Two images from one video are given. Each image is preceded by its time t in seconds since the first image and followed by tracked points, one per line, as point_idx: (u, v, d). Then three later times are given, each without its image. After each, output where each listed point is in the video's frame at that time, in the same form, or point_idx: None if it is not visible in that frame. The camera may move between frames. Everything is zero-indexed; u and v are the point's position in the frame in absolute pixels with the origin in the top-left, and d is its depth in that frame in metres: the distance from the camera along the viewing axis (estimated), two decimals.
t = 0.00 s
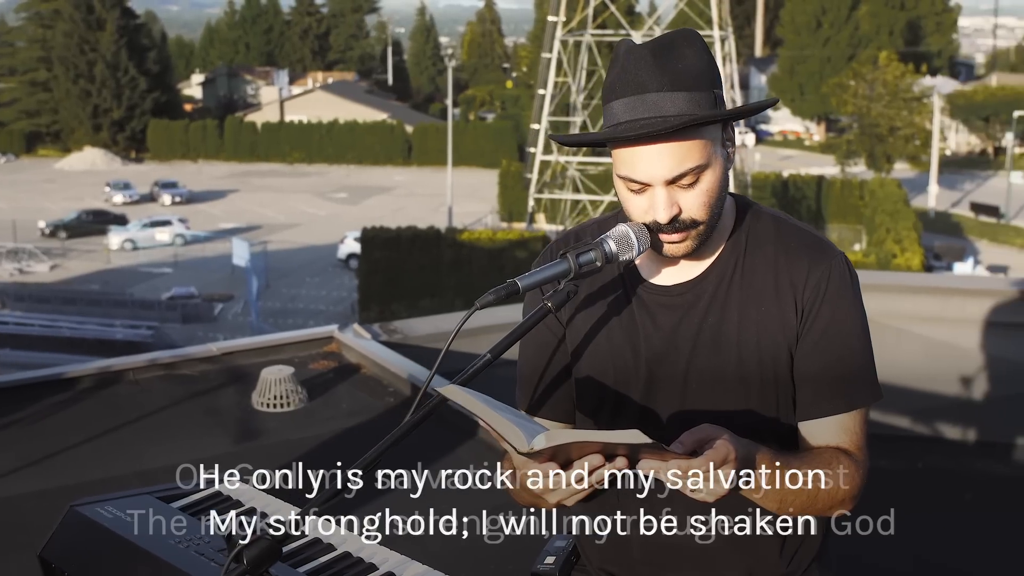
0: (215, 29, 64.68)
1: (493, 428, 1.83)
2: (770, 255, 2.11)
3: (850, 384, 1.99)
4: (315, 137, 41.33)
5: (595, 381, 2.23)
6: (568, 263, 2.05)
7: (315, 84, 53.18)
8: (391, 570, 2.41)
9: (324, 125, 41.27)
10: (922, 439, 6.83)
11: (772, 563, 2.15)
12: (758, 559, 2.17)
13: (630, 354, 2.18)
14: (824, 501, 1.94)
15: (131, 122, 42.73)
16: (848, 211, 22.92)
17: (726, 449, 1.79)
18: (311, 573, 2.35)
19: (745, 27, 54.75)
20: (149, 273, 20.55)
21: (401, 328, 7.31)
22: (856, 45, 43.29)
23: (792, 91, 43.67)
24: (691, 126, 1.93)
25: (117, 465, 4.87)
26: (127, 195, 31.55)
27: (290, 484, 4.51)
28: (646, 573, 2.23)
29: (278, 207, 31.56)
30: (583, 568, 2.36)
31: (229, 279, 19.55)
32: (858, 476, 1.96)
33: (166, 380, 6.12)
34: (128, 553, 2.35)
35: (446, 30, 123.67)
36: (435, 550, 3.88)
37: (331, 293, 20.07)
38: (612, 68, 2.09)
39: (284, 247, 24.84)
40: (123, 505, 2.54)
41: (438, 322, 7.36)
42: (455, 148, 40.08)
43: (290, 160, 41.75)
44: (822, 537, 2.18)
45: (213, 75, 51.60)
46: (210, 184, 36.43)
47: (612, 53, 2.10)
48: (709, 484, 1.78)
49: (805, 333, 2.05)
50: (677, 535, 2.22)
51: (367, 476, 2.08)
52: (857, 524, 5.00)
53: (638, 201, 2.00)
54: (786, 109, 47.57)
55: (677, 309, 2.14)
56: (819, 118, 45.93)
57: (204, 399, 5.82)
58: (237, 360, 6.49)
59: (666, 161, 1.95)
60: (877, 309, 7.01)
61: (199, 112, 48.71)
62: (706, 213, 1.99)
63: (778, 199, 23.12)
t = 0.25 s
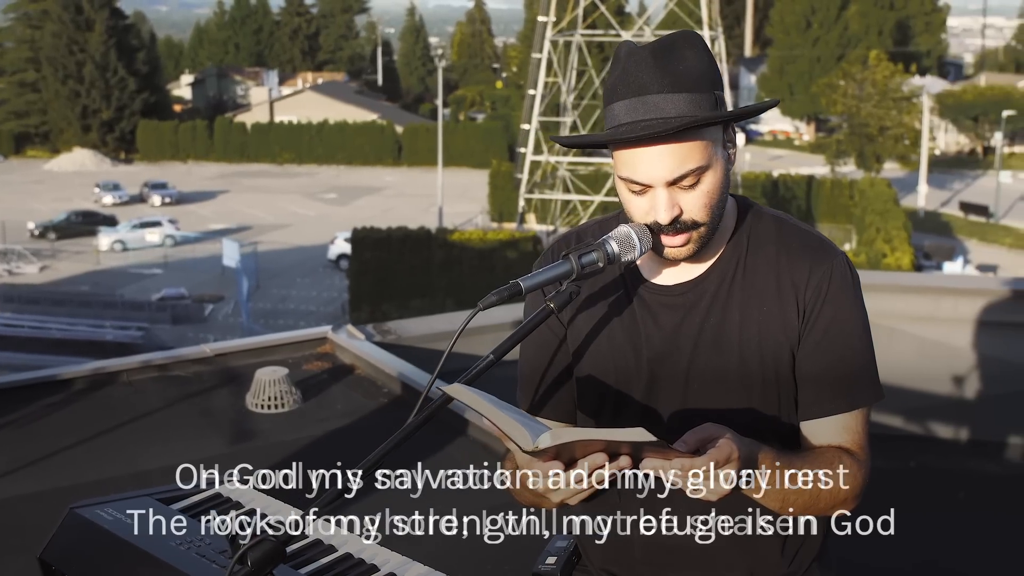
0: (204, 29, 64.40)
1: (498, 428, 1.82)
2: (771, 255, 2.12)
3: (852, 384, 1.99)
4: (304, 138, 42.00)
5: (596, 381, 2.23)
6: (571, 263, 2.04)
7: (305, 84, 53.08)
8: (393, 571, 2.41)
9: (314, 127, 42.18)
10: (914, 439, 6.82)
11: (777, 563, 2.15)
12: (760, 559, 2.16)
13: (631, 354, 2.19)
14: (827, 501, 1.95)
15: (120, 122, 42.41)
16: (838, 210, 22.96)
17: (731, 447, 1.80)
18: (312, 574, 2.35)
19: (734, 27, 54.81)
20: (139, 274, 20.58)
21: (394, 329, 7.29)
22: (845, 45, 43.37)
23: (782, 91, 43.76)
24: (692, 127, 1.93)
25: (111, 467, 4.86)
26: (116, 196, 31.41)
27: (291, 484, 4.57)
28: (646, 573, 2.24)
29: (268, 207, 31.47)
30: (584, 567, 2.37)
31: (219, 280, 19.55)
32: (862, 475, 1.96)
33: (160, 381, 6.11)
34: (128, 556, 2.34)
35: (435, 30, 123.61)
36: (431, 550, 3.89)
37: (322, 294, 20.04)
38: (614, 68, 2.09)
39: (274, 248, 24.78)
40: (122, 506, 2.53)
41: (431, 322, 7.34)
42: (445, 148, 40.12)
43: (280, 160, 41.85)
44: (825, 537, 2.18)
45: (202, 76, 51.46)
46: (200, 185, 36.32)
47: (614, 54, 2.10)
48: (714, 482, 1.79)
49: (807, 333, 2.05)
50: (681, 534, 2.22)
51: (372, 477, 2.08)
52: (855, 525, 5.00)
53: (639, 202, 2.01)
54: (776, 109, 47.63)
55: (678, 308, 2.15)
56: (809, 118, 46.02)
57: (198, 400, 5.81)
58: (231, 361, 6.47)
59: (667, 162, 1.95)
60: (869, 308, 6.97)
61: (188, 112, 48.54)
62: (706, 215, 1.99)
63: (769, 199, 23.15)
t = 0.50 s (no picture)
0: (196, 30, 64.33)
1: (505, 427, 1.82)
2: (774, 255, 2.12)
3: (857, 384, 2.00)
4: (297, 139, 41.54)
5: (599, 381, 2.23)
6: (575, 263, 2.03)
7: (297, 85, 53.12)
8: (397, 572, 2.41)
9: (307, 126, 41.49)
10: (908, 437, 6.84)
11: (784, 559, 2.15)
12: (763, 559, 2.16)
13: (633, 355, 2.19)
14: (831, 499, 1.95)
15: (113, 123, 42.39)
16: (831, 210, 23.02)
17: (735, 447, 1.80)
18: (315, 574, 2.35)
19: (726, 27, 54.92)
20: (132, 274, 20.49)
21: (391, 329, 7.28)
22: (838, 45, 43.47)
23: (775, 91, 43.84)
24: (694, 127, 1.94)
25: (109, 468, 4.85)
26: (109, 197, 31.36)
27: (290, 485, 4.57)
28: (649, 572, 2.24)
29: (262, 208, 31.45)
30: (588, 568, 2.36)
31: (212, 280, 19.50)
32: (866, 474, 1.97)
33: (156, 382, 6.10)
34: (130, 557, 2.34)
35: (427, 30, 123.65)
36: (430, 549, 3.88)
37: (315, 294, 20.04)
38: (617, 69, 2.09)
39: (267, 248, 24.76)
40: (125, 508, 2.52)
41: (426, 322, 7.33)
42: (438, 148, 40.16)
43: (272, 161, 41.89)
44: (826, 536, 2.19)
45: (194, 76, 51.42)
46: (193, 185, 36.29)
47: (616, 54, 2.10)
48: (720, 482, 1.80)
49: (810, 332, 2.06)
50: (685, 535, 2.22)
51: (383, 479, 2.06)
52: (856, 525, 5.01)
53: (640, 202, 2.01)
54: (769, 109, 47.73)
55: (681, 308, 2.15)
56: (802, 118, 46.15)
57: (195, 400, 5.81)
58: (228, 362, 6.47)
59: (671, 162, 1.95)
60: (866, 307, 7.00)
61: (181, 112, 48.47)
62: (708, 216, 2.00)
63: (761, 198, 23.20)
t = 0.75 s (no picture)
0: (190, 30, 64.27)
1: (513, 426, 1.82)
2: (779, 253, 2.12)
3: (863, 382, 2.01)
4: (292, 139, 41.56)
5: (604, 380, 2.23)
6: (580, 263, 2.02)
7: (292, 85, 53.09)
8: (401, 571, 2.41)
9: (302, 127, 41.54)
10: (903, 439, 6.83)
11: (789, 557, 2.15)
12: (767, 560, 2.16)
13: (638, 352, 2.19)
14: (836, 498, 1.96)
15: (107, 123, 42.31)
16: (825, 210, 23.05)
17: (742, 446, 1.80)
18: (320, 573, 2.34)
19: (721, 27, 54.99)
20: (126, 275, 20.46)
21: (388, 329, 7.26)
22: (832, 45, 43.54)
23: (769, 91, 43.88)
24: (697, 125, 1.95)
25: (108, 469, 4.85)
26: (103, 198, 31.32)
27: (292, 484, 4.57)
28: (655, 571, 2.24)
29: (257, 208, 31.42)
30: (592, 566, 2.36)
31: (207, 281, 19.48)
32: (872, 472, 1.98)
33: (154, 382, 6.10)
34: (133, 557, 2.34)
35: (422, 31, 123.61)
36: (433, 549, 3.89)
37: (310, 295, 20.03)
38: (620, 67, 2.10)
39: (262, 249, 24.74)
40: (128, 508, 2.51)
41: (423, 322, 7.31)
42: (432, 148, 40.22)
43: (267, 161, 41.89)
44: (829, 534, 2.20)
45: (189, 77, 51.47)
46: (188, 186, 36.27)
47: (620, 52, 2.11)
48: (724, 480, 1.80)
49: (815, 332, 2.06)
50: (687, 534, 2.22)
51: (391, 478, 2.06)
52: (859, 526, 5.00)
53: (645, 199, 2.01)
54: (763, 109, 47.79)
55: (686, 307, 2.15)
56: (796, 118, 46.24)
57: (192, 401, 5.80)
58: (226, 362, 6.47)
59: (674, 159, 1.96)
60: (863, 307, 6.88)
61: (175, 112, 48.41)
62: (712, 214, 2.00)
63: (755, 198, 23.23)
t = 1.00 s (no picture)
0: (183, 31, 64.18)
1: (518, 427, 1.82)
2: (781, 253, 2.13)
3: (865, 381, 2.01)
4: (285, 139, 41.54)
5: (606, 380, 2.23)
6: (585, 262, 2.00)
7: (284, 85, 53.06)
8: (403, 570, 2.40)
9: (295, 127, 41.53)
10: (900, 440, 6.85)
11: (790, 558, 2.15)
12: (769, 560, 2.16)
13: (640, 352, 2.19)
14: (839, 497, 1.96)
15: (100, 123, 42.26)
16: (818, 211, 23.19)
17: (747, 447, 1.81)
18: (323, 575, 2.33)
19: (713, 27, 55.07)
20: (119, 275, 20.42)
21: (385, 329, 7.24)
22: (825, 45, 43.64)
23: (762, 91, 43.97)
24: (698, 122, 1.95)
25: (105, 469, 4.84)
26: (95, 198, 31.26)
27: (292, 485, 4.57)
28: (658, 572, 2.23)
29: (249, 209, 31.38)
30: (594, 567, 2.36)
31: (200, 281, 19.45)
32: (873, 472, 1.98)
33: (150, 382, 6.09)
34: (134, 557, 2.33)
35: (415, 31, 123.57)
36: (434, 549, 3.89)
37: (303, 295, 20.02)
38: (622, 64, 2.10)
39: (254, 249, 24.71)
40: (130, 508, 2.51)
41: (418, 322, 7.30)
42: (425, 148, 40.26)
43: (260, 162, 41.86)
44: (829, 536, 2.19)
45: (181, 77, 51.44)
46: (180, 186, 36.22)
47: (620, 50, 2.11)
48: (726, 483, 1.80)
49: (817, 332, 2.07)
50: (687, 534, 2.22)
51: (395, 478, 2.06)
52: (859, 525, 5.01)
53: (645, 197, 2.02)
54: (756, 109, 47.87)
55: (688, 307, 2.15)
56: (789, 118, 46.35)
57: (188, 402, 5.79)
58: (222, 362, 6.46)
59: (676, 155, 1.96)
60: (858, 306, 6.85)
61: (168, 113, 48.33)
62: (713, 212, 2.00)
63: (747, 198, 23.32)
